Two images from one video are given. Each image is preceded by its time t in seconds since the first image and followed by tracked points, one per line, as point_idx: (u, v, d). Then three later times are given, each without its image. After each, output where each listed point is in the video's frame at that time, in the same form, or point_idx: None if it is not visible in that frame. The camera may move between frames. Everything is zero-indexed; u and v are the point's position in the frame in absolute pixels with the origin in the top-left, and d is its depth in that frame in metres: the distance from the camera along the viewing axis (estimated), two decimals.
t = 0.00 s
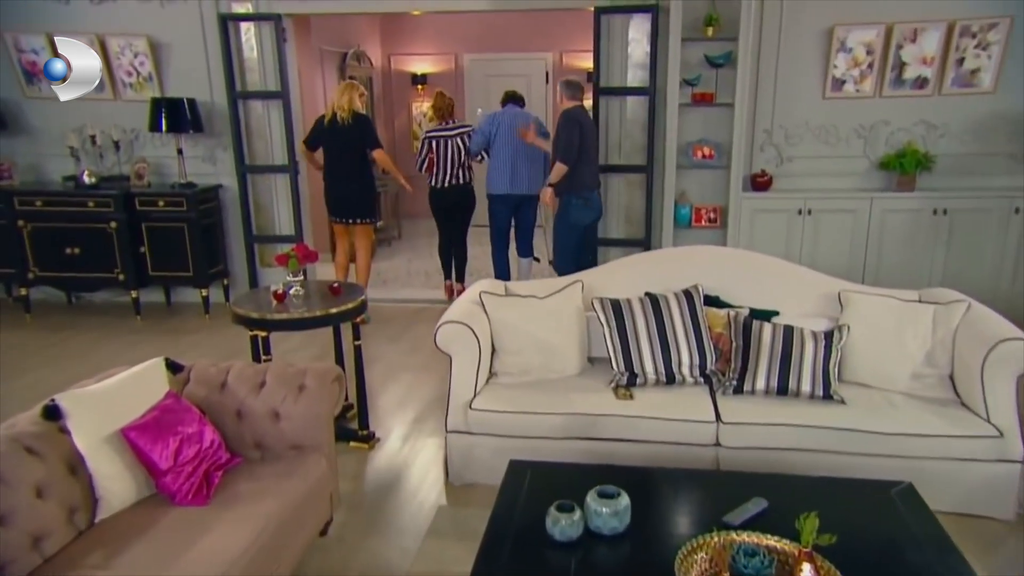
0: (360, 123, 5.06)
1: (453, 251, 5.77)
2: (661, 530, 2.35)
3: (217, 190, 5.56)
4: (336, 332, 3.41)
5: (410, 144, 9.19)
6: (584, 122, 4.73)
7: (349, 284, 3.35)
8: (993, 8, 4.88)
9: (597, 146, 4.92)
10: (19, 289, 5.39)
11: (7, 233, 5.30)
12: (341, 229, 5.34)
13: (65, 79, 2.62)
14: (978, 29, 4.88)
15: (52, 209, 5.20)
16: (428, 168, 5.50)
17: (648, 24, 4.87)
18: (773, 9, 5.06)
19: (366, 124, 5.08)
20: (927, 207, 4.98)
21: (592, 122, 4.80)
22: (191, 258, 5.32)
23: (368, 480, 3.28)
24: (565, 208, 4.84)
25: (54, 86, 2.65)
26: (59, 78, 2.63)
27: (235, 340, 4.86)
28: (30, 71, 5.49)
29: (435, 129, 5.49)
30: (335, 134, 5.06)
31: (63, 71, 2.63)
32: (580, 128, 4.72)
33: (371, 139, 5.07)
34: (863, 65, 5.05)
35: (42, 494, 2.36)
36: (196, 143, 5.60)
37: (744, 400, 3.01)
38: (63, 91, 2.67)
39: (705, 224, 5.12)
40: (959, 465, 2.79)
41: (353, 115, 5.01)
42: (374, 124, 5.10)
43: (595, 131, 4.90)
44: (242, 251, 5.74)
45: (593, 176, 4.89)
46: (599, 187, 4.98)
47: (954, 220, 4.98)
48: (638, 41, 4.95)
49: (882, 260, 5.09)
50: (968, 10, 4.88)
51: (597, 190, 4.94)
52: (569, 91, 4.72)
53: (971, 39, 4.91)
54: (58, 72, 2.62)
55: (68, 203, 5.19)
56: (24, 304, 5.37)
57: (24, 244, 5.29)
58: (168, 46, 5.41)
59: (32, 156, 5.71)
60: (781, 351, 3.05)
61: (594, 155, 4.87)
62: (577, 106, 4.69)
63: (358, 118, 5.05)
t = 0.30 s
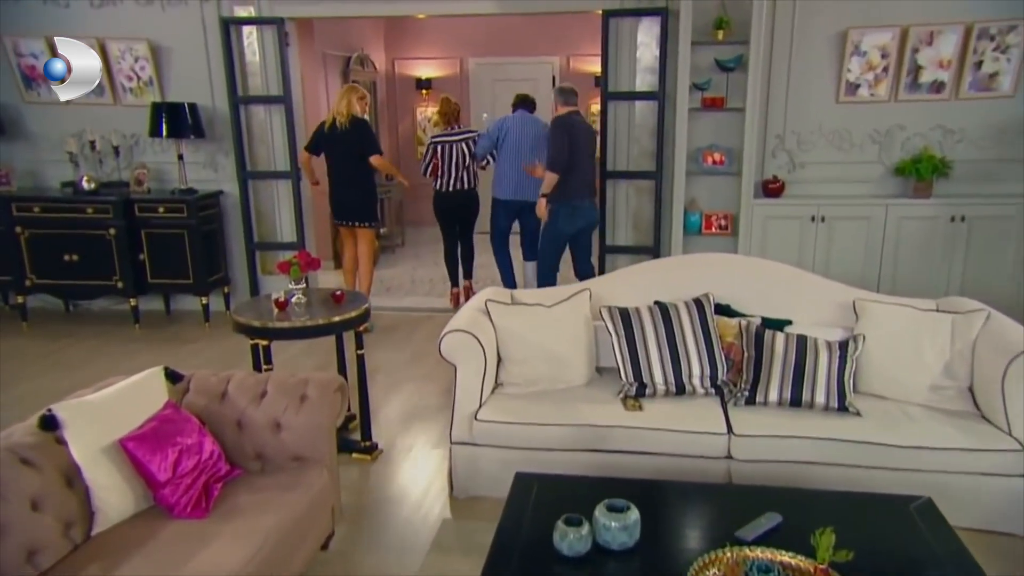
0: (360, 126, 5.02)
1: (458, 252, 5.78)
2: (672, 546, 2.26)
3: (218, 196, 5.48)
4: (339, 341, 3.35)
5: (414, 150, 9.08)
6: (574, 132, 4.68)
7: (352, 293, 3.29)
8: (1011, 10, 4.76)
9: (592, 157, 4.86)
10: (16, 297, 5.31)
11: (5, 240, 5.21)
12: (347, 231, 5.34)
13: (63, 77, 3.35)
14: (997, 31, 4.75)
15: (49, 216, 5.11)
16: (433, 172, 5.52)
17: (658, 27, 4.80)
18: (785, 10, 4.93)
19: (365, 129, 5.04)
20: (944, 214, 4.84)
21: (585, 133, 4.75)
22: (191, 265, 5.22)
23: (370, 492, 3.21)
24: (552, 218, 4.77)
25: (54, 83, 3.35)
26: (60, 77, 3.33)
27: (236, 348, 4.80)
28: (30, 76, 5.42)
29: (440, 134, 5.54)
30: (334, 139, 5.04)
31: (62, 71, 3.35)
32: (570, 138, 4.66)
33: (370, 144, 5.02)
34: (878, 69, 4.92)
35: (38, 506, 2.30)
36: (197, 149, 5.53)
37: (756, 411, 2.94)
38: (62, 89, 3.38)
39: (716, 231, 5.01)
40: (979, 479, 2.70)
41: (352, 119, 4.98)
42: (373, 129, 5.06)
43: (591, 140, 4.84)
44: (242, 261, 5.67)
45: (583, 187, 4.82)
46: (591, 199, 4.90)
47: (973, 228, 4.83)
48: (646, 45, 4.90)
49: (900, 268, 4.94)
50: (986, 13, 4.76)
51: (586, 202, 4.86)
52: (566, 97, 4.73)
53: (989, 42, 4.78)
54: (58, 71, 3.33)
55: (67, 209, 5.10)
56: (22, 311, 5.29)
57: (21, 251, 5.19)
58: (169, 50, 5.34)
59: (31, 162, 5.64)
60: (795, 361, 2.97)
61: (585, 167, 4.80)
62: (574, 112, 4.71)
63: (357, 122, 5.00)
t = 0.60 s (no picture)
0: (359, 130, 5.06)
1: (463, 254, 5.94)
2: (684, 565, 2.17)
3: (218, 203, 5.42)
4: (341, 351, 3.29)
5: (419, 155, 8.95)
6: (550, 143, 4.81)
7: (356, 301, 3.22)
8: None
9: (581, 164, 4.97)
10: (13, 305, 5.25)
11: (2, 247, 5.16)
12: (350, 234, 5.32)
13: (63, 77, 3.33)
14: (1018, 32, 4.57)
15: (48, 223, 5.06)
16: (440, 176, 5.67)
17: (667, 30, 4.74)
18: (798, 11, 4.79)
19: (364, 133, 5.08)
20: (963, 221, 4.66)
21: (566, 143, 4.86)
22: (190, 273, 5.15)
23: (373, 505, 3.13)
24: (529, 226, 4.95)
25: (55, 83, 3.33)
26: (60, 77, 3.32)
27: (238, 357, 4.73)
28: (27, 80, 5.36)
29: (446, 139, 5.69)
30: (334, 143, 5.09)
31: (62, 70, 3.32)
32: (544, 150, 4.79)
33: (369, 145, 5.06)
34: (894, 72, 4.76)
35: (31, 520, 2.23)
36: (196, 154, 5.45)
37: (769, 424, 2.85)
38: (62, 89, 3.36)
39: (727, 238, 4.89)
40: (1003, 495, 2.61)
41: (352, 121, 5.01)
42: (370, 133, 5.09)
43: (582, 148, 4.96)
44: (242, 267, 5.59)
45: (564, 195, 4.93)
46: (577, 206, 5.01)
47: (995, 234, 4.66)
48: (656, 48, 4.83)
49: (920, 278, 4.76)
50: (1009, 17, 4.61)
51: (568, 209, 4.98)
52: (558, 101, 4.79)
53: (1010, 44, 4.60)
54: (58, 70, 3.31)
55: (64, 216, 5.05)
56: (17, 320, 5.24)
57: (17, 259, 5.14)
58: (168, 54, 5.28)
59: (28, 167, 5.57)
60: (810, 372, 2.88)
61: (566, 176, 4.91)
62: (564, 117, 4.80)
63: (355, 126, 5.04)
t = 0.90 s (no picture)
0: (365, 133, 4.98)
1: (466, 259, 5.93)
2: None
3: (216, 207, 5.36)
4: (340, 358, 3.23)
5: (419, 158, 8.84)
6: (541, 144, 4.81)
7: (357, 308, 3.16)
8: None
9: (575, 166, 4.91)
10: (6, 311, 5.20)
11: None
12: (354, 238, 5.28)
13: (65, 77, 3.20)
14: None
15: (40, 228, 5.00)
16: (439, 178, 5.68)
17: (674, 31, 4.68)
18: (808, 10, 4.69)
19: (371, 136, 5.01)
20: (978, 226, 4.57)
21: (560, 144, 4.84)
22: (186, 279, 5.10)
23: (373, 515, 3.06)
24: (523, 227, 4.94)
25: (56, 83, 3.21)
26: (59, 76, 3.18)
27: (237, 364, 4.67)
28: (21, 82, 5.31)
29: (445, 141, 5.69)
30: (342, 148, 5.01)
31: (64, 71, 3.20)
32: (533, 151, 4.80)
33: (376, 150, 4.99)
34: (906, 74, 4.66)
35: (24, 532, 2.17)
36: (193, 157, 5.40)
37: (779, 434, 2.77)
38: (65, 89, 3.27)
39: (735, 243, 4.82)
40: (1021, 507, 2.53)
41: (357, 126, 4.93)
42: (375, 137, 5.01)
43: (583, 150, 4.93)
44: (241, 269, 5.53)
45: (558, 196, 4.90)
46: (573, 207, 4.96)
47: (1010, 239, 4.56)
48: (662, 50, 4.77)
49: (932, 282, 4.68)
50: None
51: (563, 210, 4.94)
52: (557, 103, 4.78)
53: None
54: (59, 71, 3.18)
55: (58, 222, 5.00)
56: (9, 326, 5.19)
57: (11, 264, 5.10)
58: (166, 55, 5.23)
59: (22, 170, 5.51)
60: (821, 380, 2.81)
61: (559, 177, 4.88)
62: (559, 120, 4.82)
63: (362, 129, 4.96)
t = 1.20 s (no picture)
0: (377, 136, 4.91)
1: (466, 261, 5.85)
2: None
3: (210, 211, 5.30)
4: (338, 366, 3.15)
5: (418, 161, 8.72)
6: (546, 146, 4.76)
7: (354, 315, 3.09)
8: None
9: (578, 170, 4.85)
10: None
11: None
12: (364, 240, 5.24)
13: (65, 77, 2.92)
14: None
15: (28, 232, 4.96)
16: (440, 180, 5.61)
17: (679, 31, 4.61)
18: (818, 10, 4.61)
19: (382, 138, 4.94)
20: (993, 231, 4.50)
21: (566, 147, 4.78)
22: (179, 285, 5.03)
23: (370, 527, 2.99)
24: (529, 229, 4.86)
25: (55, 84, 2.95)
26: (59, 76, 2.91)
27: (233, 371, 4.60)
28: (12, 83, 5.25)
29: (447, 143, 5.63)
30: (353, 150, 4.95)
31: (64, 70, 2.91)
32: (539, 152, 4.75)
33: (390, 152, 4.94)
34: (918, 75, 4.59)
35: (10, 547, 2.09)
36: (187, 160, 5.34)
37: (789, 445, 2.70)
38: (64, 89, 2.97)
39: (742, 248, 4.73)
40: None
41: (370, 129, 4.86)
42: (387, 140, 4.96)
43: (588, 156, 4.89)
44: (237, 274, 5.46)
45: (563, 198, 4.82)
46: (578, 211, 4.88)
47: None
48: (668, 51, 4.71)
49: (944, 288, 4.59)
50: None
51: (568, 214, 4.86)
52: (567, 109, 4.79)
53: None
54: (59, 70, 2.91)
55: (49, 227, 4.93)
56: None
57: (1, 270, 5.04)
58: (159, 56, 5.17)
59: (13, 174, 5.45)
60: (832, 389, 2.73)
61: (564, 180, 4.81)
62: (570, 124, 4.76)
63: (374, 132, 4.89)
